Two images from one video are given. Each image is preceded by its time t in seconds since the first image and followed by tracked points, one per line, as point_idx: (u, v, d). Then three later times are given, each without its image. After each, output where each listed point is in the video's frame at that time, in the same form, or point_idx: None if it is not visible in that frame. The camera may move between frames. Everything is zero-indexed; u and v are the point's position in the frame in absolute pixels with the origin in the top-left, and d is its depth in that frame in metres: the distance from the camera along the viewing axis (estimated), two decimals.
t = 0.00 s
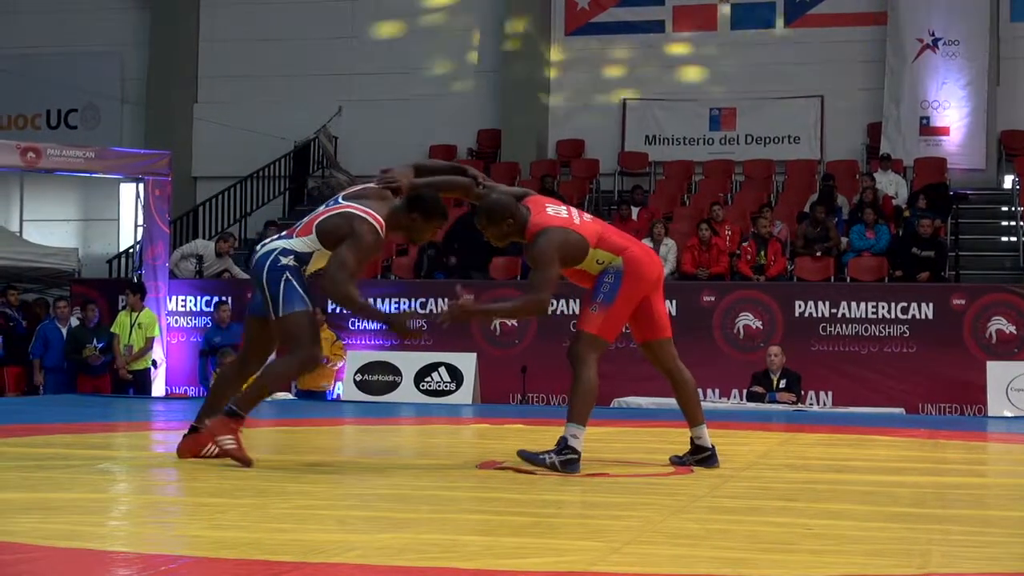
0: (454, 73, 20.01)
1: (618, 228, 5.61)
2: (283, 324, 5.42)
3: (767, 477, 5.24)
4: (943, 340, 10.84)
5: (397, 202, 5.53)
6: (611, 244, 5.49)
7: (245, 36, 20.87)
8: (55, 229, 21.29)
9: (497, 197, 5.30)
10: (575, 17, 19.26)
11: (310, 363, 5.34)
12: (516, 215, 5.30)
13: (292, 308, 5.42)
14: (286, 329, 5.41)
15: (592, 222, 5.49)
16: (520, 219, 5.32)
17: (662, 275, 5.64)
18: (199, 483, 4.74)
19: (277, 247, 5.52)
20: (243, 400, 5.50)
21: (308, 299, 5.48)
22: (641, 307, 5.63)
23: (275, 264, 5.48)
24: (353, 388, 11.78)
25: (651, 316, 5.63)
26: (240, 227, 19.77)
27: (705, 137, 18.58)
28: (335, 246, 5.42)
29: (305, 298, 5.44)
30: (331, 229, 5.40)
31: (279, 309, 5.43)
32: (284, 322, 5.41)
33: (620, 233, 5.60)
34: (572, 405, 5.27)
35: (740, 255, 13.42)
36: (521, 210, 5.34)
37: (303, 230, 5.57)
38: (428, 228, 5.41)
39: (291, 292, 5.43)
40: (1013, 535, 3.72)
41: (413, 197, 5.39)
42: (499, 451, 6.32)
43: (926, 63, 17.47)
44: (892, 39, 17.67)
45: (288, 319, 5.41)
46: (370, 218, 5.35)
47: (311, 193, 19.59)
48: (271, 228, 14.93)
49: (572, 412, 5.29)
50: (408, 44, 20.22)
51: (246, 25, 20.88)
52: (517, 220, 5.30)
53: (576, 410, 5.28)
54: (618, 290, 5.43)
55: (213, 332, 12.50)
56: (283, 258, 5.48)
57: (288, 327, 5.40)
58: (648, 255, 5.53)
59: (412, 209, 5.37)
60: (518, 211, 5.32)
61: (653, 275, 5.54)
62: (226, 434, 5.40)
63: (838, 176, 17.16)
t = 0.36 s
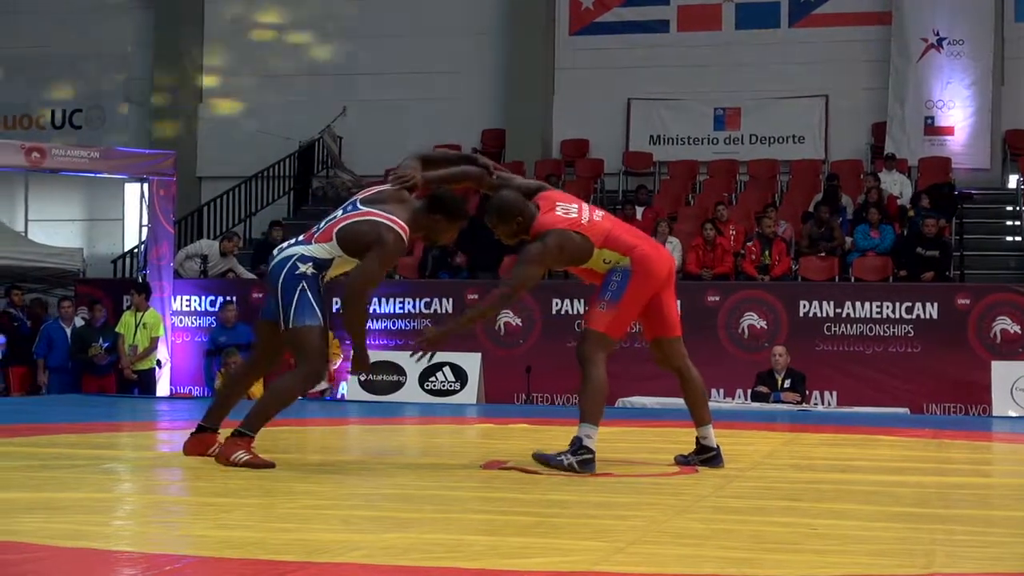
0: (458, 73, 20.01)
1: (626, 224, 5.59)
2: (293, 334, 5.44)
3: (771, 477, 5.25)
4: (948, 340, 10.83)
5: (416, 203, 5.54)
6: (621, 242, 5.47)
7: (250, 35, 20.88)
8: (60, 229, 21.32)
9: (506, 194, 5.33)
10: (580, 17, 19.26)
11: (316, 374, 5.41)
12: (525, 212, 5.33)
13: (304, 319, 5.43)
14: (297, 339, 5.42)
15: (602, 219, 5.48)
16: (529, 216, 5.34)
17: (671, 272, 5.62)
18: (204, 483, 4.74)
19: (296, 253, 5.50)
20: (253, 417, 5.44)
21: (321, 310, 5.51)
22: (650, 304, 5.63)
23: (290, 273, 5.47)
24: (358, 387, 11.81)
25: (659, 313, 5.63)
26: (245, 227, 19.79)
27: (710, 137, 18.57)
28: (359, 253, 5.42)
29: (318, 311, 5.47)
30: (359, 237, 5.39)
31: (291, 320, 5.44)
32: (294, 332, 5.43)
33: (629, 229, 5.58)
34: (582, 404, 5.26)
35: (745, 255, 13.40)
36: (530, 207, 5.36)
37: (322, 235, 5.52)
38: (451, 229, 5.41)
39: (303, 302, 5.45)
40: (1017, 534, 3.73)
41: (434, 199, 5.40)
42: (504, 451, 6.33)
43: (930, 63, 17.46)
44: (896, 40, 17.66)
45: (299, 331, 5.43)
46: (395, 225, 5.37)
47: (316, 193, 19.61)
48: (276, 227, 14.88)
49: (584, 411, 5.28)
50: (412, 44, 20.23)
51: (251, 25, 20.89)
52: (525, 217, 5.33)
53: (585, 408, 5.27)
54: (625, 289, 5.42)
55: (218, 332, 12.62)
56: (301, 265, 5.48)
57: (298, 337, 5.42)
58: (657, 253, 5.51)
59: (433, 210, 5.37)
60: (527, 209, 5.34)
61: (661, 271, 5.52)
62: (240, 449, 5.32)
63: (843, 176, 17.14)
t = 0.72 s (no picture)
0: (461, 70, 20.01)
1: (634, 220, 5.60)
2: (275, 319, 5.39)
3: (775, 474, 5.25)
4: (952, 338, 10.81)
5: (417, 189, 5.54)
6: (633, 237, 5.48)
7: (255, 33, 20.90)
8: (63, 226, 21.36)
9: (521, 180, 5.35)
10: (583, 14, 19.25)
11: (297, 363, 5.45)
12: (540, 197, 5.33)
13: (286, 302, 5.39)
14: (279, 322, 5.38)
15: (614, 213, 5.50)
16: (546, 201, 5.34)
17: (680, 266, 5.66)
18: (209, 480, 4.75)
19: (286, 232, 5.50)
20: (242, 416, 5.39)
21: (306, 296, 5.46)
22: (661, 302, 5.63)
23: (278, 253, 5.46)
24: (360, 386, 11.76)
25: (670, 311, 5.63)
26: (249, 225, 19.81)
27: (714, 134, 18.56)
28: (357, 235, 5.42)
29: (301, 296, 5.42)
30: (358, 219, 5.38)
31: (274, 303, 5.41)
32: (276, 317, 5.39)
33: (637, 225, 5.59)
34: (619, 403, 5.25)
35: (749, 253, 13.39)
36: (545, 192, 5.36)
37: (317, 215, 5.52)
38: (447, 214, 5.42)
39: (287, 285, 5.42)
40: (1019, 532, 3.73)
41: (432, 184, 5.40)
42: (509, 449, 6.33)
43: (935, 60, 17.42)
44: (901, 38, 17.64)
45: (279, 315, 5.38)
46: (393, 209, 5.34)
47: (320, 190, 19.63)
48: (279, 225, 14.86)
49: (618, 411, 5.27)
50: (415, 42, 20.24)
51: (254, 23, 20.90)
52: (541, 203, 5.33)
53: (621, 409, 5.26)
54: (645, 283, 5.42)
55: (232, 329, 12.39)
56: (290, 245, 5.47)
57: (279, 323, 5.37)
58: (664, 246, 5.52)
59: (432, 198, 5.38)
60: (542, 194, 5.34)
61: (673, 266, 5.56)
62: (240, 449, 5.35)
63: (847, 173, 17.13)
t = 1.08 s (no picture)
0: (464, 69, 20.02)
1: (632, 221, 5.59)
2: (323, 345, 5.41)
3: (778, 474, 5.24)
4: (955, 337, 10.81)
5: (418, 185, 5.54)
6: (628, 235, 5.48)
7: (259, 32, 20.91)
8: (67, 225, 21.38)
9: (512, 183, 5.32)
10: (586, 13, 19.24)
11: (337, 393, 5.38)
12: (531, 200, 5.32)
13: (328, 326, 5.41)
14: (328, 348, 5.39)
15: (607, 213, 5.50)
16: (535, 205, 5.32)
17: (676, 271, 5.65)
18: (212, 480, 4.75)
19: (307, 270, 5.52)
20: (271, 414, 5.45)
21: (344, 318, 5.47)
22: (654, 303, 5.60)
23: (308, 288, 5.48)
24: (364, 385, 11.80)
25: (661, 314, 5.61)
26: (251, 224, 19.83)
27: (716, 134, 18.55)
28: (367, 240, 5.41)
29: (338, 319, 5.43)
30: (365, 223, 5.39)
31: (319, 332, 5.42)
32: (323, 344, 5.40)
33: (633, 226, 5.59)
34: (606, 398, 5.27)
35: (751, 252, 13.41)
36: (535, 196, 5.34)
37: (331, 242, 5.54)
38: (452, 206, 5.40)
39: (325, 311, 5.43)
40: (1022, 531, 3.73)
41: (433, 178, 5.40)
42: (513, 448, 6.32)
43: (937, 59, 17.40)
44: (903, 37, 17.62)
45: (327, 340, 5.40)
46: (396, 205, 5.35)
47: (322, 189, 19.64)
48: (283, 223, 14.84)
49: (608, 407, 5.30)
50: (418, 41, 20.25)
51: (257, 21, 20.92)
52: (532, 206, 5.32)
53: (609, 405, 5.29)
54: (636, 283, 5.42)
55: (245, 327, 12.32)
56: (315, 277, 5.49)
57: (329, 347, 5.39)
58: (660, 249, 5.54)
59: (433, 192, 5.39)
60: (533, 199, 5.32)
61: (667, 269, 5.55)
62: (255, 442, 5.36)
63: (850, 172, 17.13)
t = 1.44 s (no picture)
0: (467, 70, 20.02)
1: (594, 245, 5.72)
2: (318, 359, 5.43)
3: (781, 474, 5.23)
4: (958, 337, 10.80)
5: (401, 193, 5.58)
6: (590, 257, 5.62)
7: (262, 32, 20.91)
8: (70, 225, 21.40)
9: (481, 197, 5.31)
10: (590, 13, 19.23)
11: (342, 397, 5.36)
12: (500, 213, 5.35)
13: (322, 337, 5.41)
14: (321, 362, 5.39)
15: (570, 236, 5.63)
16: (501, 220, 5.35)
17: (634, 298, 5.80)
18: (215, 480, 4.74)
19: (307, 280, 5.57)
20: (272, 420, 5.38)
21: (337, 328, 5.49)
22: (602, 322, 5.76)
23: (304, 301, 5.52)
24: (368, 386, 11.81)
25: (610, 333, 5.80)
26: (254, 224, 19.84)
27: (720, 133, 18.53)
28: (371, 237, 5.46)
29: (332, 329, 5.45)
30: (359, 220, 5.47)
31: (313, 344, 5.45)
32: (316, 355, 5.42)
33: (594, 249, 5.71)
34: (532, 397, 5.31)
35: (755, 252, 13.38)
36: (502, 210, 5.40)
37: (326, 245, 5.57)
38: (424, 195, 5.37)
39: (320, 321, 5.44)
40: None
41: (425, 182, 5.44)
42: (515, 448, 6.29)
43: (941, 59, 17.39)
44: (907, 37, 17.60)
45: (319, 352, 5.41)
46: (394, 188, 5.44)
47: (325, 189, 19.64)
48: (286, 224, 14.82)
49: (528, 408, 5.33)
50: (422, 41, 20.25)
51: (260, 21, 20.93)
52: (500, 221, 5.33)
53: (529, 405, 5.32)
54: (594, 301, 5.55)
55: (249, 327, 12.24)
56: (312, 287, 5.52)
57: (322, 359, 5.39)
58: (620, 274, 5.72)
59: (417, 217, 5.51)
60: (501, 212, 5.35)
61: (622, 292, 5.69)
62: (251, 446, 5.31)
63: (854, 172, 17.10)
